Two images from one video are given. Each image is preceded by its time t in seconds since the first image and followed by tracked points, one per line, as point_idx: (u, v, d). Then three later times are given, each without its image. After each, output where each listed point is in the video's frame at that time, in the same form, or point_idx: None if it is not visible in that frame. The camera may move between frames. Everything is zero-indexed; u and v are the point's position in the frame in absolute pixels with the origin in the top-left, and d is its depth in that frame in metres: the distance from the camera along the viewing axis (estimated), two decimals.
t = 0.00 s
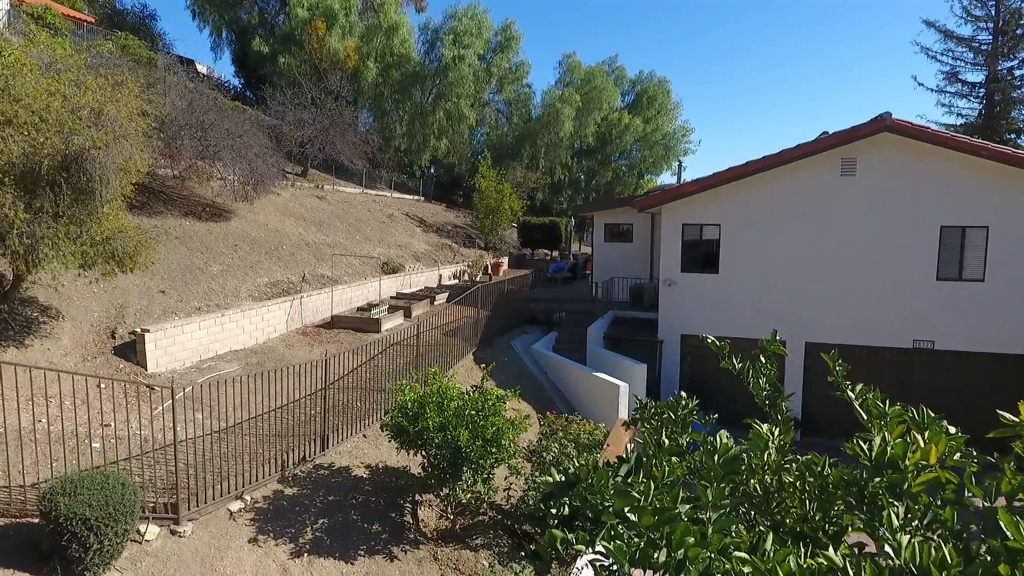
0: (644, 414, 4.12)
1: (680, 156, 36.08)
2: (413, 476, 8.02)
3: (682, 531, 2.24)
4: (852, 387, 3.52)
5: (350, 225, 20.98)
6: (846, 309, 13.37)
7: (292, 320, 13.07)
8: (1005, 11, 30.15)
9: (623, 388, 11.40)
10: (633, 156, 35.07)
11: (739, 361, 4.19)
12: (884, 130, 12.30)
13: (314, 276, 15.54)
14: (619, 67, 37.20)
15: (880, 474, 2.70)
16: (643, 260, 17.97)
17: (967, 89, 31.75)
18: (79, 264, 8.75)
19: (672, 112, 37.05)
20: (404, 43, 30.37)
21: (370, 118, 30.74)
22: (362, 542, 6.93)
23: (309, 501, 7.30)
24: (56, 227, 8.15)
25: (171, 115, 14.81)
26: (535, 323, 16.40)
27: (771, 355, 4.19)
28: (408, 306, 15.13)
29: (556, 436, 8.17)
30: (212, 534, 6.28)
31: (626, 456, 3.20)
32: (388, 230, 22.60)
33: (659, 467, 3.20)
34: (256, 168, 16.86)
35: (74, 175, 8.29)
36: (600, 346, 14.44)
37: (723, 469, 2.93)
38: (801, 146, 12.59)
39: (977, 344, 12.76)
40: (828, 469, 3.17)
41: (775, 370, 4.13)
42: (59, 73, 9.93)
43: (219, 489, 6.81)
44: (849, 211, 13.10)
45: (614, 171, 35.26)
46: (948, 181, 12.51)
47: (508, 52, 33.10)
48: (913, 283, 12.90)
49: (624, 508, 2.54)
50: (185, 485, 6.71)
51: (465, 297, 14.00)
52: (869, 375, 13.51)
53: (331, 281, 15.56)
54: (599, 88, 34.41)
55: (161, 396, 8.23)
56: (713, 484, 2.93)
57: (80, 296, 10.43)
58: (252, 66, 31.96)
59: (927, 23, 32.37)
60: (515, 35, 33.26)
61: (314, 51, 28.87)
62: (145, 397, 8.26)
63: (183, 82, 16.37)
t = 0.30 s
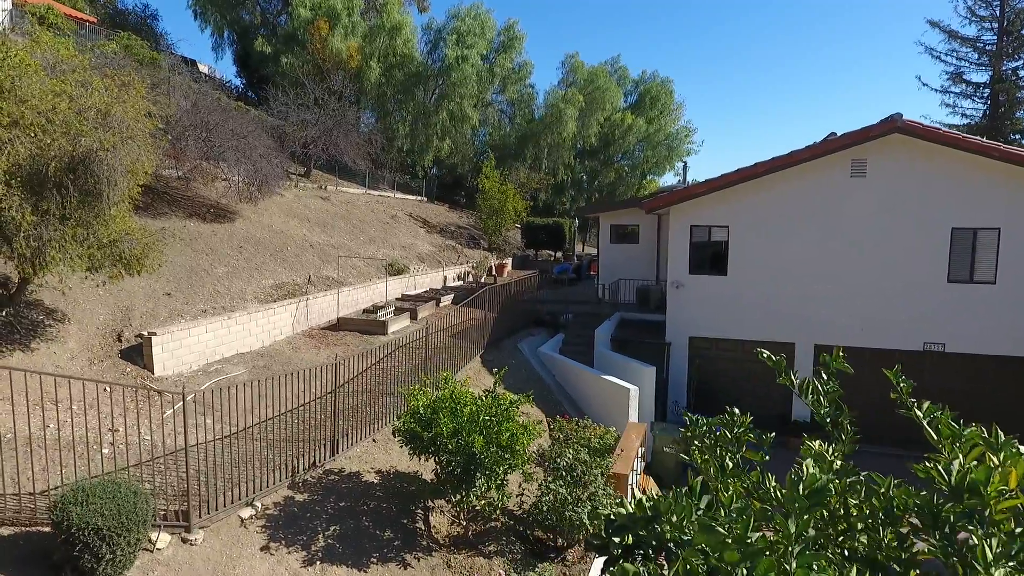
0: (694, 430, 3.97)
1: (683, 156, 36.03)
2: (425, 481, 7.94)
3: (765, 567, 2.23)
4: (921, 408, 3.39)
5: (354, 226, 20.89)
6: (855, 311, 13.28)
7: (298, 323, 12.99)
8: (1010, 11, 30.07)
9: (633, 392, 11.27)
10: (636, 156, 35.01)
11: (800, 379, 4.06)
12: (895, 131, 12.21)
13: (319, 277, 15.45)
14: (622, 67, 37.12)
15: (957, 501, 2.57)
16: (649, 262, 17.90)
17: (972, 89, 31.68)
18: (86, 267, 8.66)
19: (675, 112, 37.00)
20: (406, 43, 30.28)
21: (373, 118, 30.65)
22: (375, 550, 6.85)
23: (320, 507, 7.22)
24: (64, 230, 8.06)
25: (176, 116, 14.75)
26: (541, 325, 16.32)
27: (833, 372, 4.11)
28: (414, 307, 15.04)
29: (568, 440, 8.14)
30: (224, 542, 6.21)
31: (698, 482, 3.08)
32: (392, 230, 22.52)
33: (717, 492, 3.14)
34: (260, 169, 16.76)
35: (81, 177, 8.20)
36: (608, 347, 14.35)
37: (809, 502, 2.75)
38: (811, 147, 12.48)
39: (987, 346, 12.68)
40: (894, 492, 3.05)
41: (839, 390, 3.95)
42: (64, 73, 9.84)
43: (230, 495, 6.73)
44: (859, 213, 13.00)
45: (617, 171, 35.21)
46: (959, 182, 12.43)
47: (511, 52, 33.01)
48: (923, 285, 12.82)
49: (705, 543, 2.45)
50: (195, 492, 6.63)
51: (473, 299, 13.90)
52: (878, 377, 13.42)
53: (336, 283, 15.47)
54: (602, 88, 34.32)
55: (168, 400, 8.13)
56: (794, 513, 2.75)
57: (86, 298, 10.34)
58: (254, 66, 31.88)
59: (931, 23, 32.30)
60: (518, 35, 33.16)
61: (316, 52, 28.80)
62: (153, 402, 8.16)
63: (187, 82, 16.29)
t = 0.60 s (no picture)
0: (762, 446, 3.65)
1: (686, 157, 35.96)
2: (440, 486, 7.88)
3: None
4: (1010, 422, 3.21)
5: (359, 227, 20.81)
6: (867, 312, 13.21)
7: (307, 325, 12.90)
8: (1016, 11, 30.00)
9: (648, 395, 11.17)
10: (639, 156, 34.94)
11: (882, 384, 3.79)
12: (908, 132, 12.12)
13: (326, 279, 15.38)
14: (625, 67, 37.04)
15: None
16: (657, 263, 17.83)
17: (977, 89, 31.61)
18: (97, 270, 8.58)
19: (679, 112, 36.95)
20: (410, 43, 30.21)
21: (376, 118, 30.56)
22: (391, 555, 6.78)
23: (336, 513, 7.15)
24: (75, 233, 7.97)
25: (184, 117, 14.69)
26: (549, 327, 16.25)
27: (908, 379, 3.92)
28: (422, 309, 14.96)
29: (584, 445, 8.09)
30: (241, 549, 6.14)
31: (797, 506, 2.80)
32: (397, 231, 22.45)
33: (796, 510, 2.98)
34: (266, 170, 16.69)
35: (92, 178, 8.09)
36: (617, 349, 14.28)
37: (930, 533, 2.49)
38: (823, 148, 12.41)
39: (1001, 348, 12.62)
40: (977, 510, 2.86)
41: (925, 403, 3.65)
42: (73, 74, 9.75)
43: (246, 501, 6.66)
44: (871, 214, 12.92)
45: (620, 172, 35.16)
46: (972, 184, 12.36)
47: (514, 52, 32.93)
48: (936, 287, 12.77)
49: None
50: (212, 498, 6.56)
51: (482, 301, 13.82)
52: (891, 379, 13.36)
53: (343, 284, 15.39)
54: (606, 88, 34.25)
55: (180, 404, 8.05)
56: (907, 541, 2.49)
57: (95, 300, 10.26)
58: (257, 66, 31.82)
59: (936, 23, 32.23)
60: (522, 35, 33.08)
61: (320, 52, 28.73)
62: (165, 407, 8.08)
63: (193, 83, 16.23)
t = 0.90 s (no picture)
0: (840, 467, 3.48)
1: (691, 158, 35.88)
2: (458, 492, 7.83)
3: None
4: None
5: (366, 228, 20.75)
6: (880, 316, 13.14)
7: (317, 328, 12.84)
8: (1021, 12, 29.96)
9: (661, 399, 11.10)
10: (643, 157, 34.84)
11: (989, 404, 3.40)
12: (922, 134, 12.06)
13: (335, 281, 15.31)
14: (629, 67, 36.93)
15: None
16: (666, 265, 17.78)
17: (983, 90, 31.59)
18: (112, 274, 8.56)
19: (683, 113, 36.99)
20: (415, 44, 30.15)
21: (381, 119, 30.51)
22: (411, 563, 6.72)
23: (354, 519, 7.08)
24: (91, 236, 7.93)
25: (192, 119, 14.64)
26: (558, 329, 16.19)
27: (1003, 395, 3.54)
28: (431, 311, 14.91)
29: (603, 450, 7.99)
30: (262, 557, 6.09)
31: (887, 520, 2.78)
32: (403, 233, 22.39)
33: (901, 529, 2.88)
34: (274, 171, 16.63)
35: (107, 182, 8.05)
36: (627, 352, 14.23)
37: None
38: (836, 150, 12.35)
39: (1015, 351, 12.56)
40: None
41: None
42: (85, 76, 9.68)
43: (265, 508, 6.60)
44: (884, 217, 12.86)
45: (623, 173, 35.05)
46: (986, 186, 12.29)
47: (519, 53, 32.88)
48: (950, 290, 12.71)
49: None
50: (232, 505, 6.51)
51: (492, 303, 13.75)
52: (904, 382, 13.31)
53: (352, 287, 15.34)
54: (610, 89, 34.45)
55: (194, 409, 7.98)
56: None
57: (105, 303, 10.19)
58: (261, 66, 31.75)
59: (941, 24, 32.22)
60: (526, 35, 33.03)
61: (324, 52, 28.67)
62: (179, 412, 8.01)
63: (200, 84, 16.16)
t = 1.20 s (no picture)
0: (925, 486, 3.49)
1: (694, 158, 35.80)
2: (476, 497, 7.77)
3: None
4: None
5: (372, 229, 20.69)
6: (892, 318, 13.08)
7: (327, 330, 12.78)
8: None
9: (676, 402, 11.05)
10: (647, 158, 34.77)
11: None
12: (936, 136, 12.00)
13: (343, 283, 15.25)
14: (633, 68, 36.91)
15: None
16: (675, 267, 17.74)
17: (988, 91, 31.54)
18: (127, 277, 8.52)
19: (687, 114, 36.94)
20: (419, 44, 30.11)
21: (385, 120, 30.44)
22: (432, 570, 6.66)
23: (374, 525, 7.02)
24: (107, 239, 7.89)
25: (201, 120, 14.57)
26: (567, 331, 16.16)
27: None
28: (440, 314, 14.85)
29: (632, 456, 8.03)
30: (284, 564, 6.04)
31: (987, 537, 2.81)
32: (409, 234, 22.32)
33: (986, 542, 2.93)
34: (282, 173, 16.58)
35: (123, 185, 8.00)
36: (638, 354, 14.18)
37: None
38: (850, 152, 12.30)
39: None
40: None
41: None
42: (96, 77, 9.60)
43: (286, 514, 6.56)
44: (897, 219, 12.81)
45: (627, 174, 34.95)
46: (1000, 189, 12.24)
47: (523, 53, 32.83)
48: (963, 292, 12.66)
49: None
50: (253, 511, 6.46)
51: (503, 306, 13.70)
52: (916, 385, 13.27)
53: (361, 289, 15.28)
54: (615, 90, 34.44)
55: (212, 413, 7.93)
56: None
57: (116, 306, 10.12)
58: (264, 66, 31.65)
59: (946, 25, 32.19)
60: (531, 36, 32.98)
61: (329, 53, 28.59)
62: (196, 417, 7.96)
63: (207, 85, 16.09)
